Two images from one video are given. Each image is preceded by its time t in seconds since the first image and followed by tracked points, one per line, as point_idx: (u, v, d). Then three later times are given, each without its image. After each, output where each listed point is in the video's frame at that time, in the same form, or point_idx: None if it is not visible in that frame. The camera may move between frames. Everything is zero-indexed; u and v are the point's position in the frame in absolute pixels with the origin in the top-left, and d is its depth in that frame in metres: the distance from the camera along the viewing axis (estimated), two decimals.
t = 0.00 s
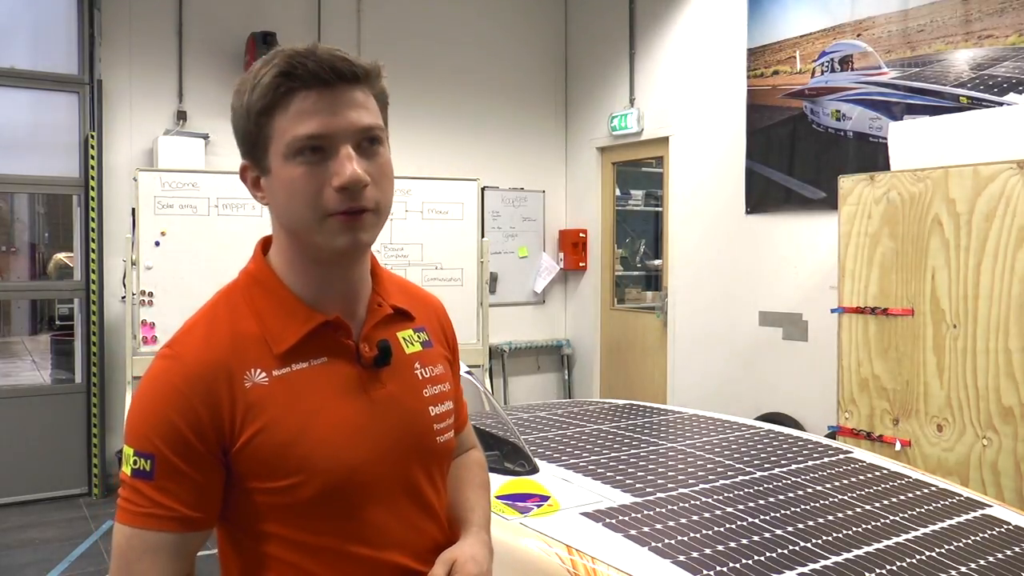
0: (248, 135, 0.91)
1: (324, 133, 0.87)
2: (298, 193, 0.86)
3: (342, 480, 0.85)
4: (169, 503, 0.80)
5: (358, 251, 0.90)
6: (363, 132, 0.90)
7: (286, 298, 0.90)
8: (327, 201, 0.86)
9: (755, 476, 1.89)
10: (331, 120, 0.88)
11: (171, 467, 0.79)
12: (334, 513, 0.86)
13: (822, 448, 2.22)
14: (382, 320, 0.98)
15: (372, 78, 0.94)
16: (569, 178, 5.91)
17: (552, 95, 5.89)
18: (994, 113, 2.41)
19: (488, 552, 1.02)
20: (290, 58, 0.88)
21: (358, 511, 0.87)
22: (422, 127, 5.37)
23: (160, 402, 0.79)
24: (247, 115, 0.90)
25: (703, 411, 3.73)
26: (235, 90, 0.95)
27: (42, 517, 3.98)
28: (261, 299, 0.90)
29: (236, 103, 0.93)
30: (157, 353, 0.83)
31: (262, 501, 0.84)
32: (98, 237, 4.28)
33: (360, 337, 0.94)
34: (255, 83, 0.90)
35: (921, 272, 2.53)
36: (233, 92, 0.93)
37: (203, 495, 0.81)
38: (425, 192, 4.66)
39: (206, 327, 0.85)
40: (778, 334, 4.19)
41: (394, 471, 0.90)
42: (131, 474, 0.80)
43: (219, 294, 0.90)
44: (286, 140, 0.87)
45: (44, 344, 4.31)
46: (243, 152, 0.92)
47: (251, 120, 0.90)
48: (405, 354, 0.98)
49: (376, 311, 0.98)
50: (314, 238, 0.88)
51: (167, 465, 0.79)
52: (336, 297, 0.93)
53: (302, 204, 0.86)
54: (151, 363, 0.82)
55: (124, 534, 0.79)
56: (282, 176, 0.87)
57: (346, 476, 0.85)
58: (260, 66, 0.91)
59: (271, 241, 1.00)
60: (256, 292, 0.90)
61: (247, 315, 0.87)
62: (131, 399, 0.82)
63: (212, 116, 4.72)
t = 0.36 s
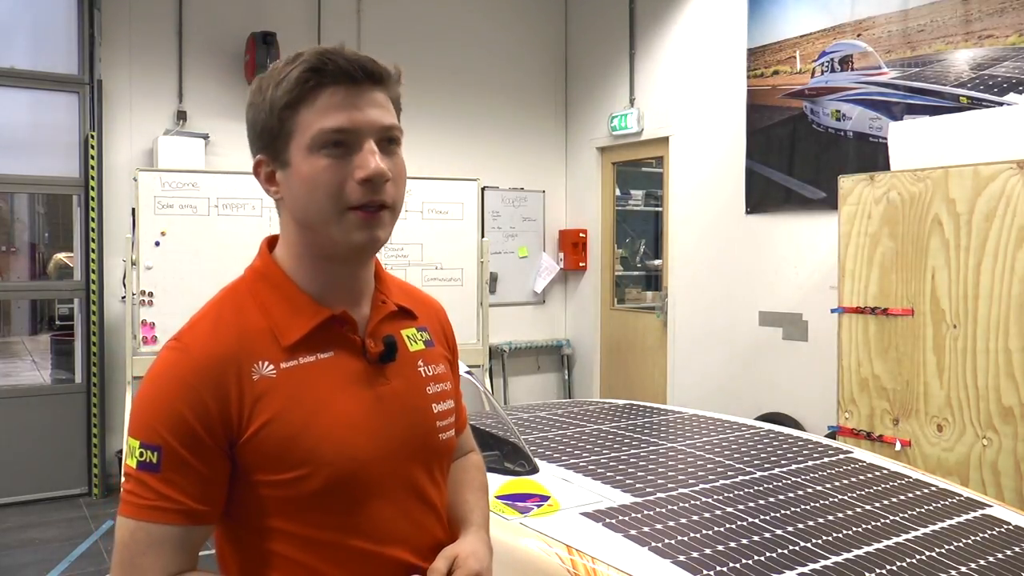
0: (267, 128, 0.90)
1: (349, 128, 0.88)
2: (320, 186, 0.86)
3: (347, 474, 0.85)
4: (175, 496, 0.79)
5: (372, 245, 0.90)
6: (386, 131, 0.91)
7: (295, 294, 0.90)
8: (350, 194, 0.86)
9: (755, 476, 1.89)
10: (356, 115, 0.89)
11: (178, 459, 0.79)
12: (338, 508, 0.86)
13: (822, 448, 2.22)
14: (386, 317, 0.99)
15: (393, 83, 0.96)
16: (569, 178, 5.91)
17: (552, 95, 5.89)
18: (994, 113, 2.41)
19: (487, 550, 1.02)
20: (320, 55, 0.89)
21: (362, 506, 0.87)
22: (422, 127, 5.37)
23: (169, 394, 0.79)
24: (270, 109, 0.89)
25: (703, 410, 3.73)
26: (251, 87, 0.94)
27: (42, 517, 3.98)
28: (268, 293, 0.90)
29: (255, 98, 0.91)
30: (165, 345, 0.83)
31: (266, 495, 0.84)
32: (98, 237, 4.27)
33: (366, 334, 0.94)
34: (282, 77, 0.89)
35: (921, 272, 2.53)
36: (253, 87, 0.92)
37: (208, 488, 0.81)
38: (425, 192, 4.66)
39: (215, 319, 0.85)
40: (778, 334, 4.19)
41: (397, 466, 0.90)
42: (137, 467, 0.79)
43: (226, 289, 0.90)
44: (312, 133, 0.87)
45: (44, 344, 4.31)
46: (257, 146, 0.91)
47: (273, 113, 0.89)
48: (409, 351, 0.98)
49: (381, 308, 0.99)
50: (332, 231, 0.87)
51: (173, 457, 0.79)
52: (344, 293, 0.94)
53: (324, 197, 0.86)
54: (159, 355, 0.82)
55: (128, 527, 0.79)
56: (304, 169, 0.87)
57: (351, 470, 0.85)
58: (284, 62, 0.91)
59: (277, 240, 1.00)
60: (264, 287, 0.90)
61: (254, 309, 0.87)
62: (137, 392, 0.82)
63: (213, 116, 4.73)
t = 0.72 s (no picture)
0: (287, 122, 0.89)
1: (372, 125, 0.88)
2: (342, 180, 0.86)
3: (356, 470, 0.85)
4: (186, 493, 0.79)
5: (387, 242, 0.90)
6: (406, 132, 0.92)
7: (303, 291, 0.90)
8: (371, 189, 0.87)
9: (755, 476, 1.89)
10: (379, 113, 0.89)
11: (189, 456, 0.78)
12: (347, 505, 0.86)
13: (822, 448, 2.22)
14: (390, 317, 0.99)
15: (411, 89, 0.98)
16: (569, 178, 5.92)
17: (552, 95, 5.89)
18: (994, 113, 2.41)
19: (489, 541, 1.04)
20: (347, 54, 0.90)
21: (369, 502, 0.87)
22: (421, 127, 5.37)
23: (181, 390, 0.78)
24: (292, 103, 0.89)
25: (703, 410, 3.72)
26: (268, 83, 0.93)
27: (42, 517, 3.98)
28: (276, 291, 0.89)
29: (275, 94, 0.91)
30: (172, 342, 0.82)
31: (274, 492, 0.83)
32: (98, 237, 4.27)
33: (371, 332, 0.95)
34: (306, 73, 0.89)
35: (921, 273, 2.53)
36: (274, 82, 0.92)
37: (218, 485, 0.81)
38: (425, 192, 4.66)
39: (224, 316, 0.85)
40: (778, 334, 4.19)
41: (404, 464, 0.91)
42: (146, 465, 0.78)
43: (231, 287, 0.90)
44: (335, 127, 0.87)
45: (44, 344, 4.31)
46: (273, 140, 0.90)
47: (294, 108, 0.89)
48: (412, 352, 0.99)
49: (385, 309, 0.99)
50: (350, 226, 0.87)
51: (185, 454, 0.78)
52: (352, 292, 0.94)
53: (345, 191, 0.86)
54: (168, 352, 0.81)
55: (138, 525, 0.78)
56: (325, 162, 0.86)
57: (360, 466, 0.85)
58: (308, 59, 0.91)
59: (281, 240, 0.99)
60: (270, 285, 0.90)
61: (262, 306, 0.87)
62: (144, 389, 0.81)
63: (212, 116, 4.73)
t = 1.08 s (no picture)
0: (293, 123, 0.89)
1: (380, 128, 0.88)
2: (349, 183, 0.86)
3: (362, 471, 0.85)
4: (191, 493, 0.78)
5: (393, 245, 0.90)
6: (412, 135, 0.92)
7: (307, 291, 0.90)
8: (378, 192, 0.87)
9: (756, 476, 1.89)
10: (387, 117, 0.89)
11: (196, 456, 0.78)
12: (351, 507, 0.86)
13: (822, 448, 2.22)
14: (391, 319, 1.00)
15: (416, 90, 0.97)
16: (569, 178, 5.91)
17: (552, 95, 5.89)
18: (994, 114, 2.41)
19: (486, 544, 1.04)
20: (354, 56, 0.90)
21: (373, 504, 0.88)
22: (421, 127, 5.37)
23: (188, 391, 0.78)
24: (297, 105, 0.89)
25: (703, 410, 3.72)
26: (272, 83, 0.93)
27: (42, 517, 3.98)
28: (280, 292, 0.89)
29: (280, 95, 0.91)
30: (177, 342, 0.82)
31: (279, 494, 0.83)
32: (98, 237, 4.28)
33: (374, 334, 0.95)
34: (313, 76, 0.89)
35: (921, 273, 2.53)
36: (281, 83, 0.91)
37: (223, 486, 0.80)
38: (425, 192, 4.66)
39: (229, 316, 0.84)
40: (778, 334, 4.19)
41: (407, 466, 0.91)
42: (151, 465, 0.78)
43: (233, 287, 0.89)
44: (342, 131, 0.87)
45: (44, 344, 4.31)
46: (278, 140, 0.90)
47: (301, 110, 0.88)
48: (413, 354, 0.99)
49: (386, 311, 1.00)
50: (356, 228, 0.87)
51: (191, 455, 0.78)
52: (356, 294, 0.94)
53: (351, 194, 0.86)
54: (173, 352, 0.81)
55: (142, 526, 0.77)
56: (331, 166, 0.86)
57: (366, 468, 0.86)
58: (315, 60, 0.91)
59: (283, 239, 0.99)
60: (274, 285, 0.90)
61: (267, 306, 0.87)
62: (149, 389, 0.80)
63: (212, 116, 4.73)
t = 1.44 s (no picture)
0: (281, 127, 0.88)
1: (369, 134, 0.87)
2: (338, 190, 0.86)
3: (352, 474, 0.85)
4: (180, 497, 0.78)
5: (383, 250, 0.90)
6: (402, 140, 0.92)
7: (297, 293, 0.90)
8: (367, 200, 0.87)
9: (755, 476, 1.89)
10: (376, 122, 0.89)
11: (184, 460, 0.78)
12: (341, 509, 0.86)
13: (822, 448, 2.22)
14: (381, 320, 0.99)
15: (407, 92, 0.97)
16: (569, 178, 5.91)
17: (552, 95, 5.89)
18: (994, 113, 2.41)
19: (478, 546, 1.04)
20: (343, 60, 0.89)
21: (364, 506, 0.88)
22: (421, 127, 5.37)
23: (176, 394, 0.78)
24: (286, 109, 0.88)
25: (703, 410, 3.73)
26: (262, 84, 0.93)
27: (42, 517, 3.98)
28: (269, 294, 0.89)
29: (269, 97, 0.91)
30: (166, 345, 0.81)
31: (268, 497, 0.83)
32: (98, 237, 4.28)
33: (364, 336, 0.95)
34: (301, 79, 0.88)
35: (921, 273, 2.53)
36: (271, 85, 0.91)
37: (212, 489, 0.80)
38: (425, 192, 4.66)
39: (218, 318, 0.84)
40: (778, 334, 4.19)
41: (397, 468, 0.91)
42: (139, 468, 0.77)
43: (222, 288, 0.89)
44: (331, 137, 0.86)
45: (44, 344, 4.31)
46: (267, 143, 0.90)
47: (289, 114, 0.88)
48: (403, 355, 0.99)
49: (377, 313, 0.99)
50: (346, 235, 0.87)
51: (179, 458, 0.78)
52: (346, 296, 0.94)
53: (341, 201, 0.86)
54: (162, 354, 0.81)
55: (130, 529, 0.77)
56: (321, 172, 0.86)
57: (356, 470, 0.86)
58: (304, 62, 0.90)
59: (275, 240, 0.99)
60: (263, 286, 0.90)
61: (256, 308, 0.87)
62: (137, 391, 0.80)
63: (212, 116, 4.73)
